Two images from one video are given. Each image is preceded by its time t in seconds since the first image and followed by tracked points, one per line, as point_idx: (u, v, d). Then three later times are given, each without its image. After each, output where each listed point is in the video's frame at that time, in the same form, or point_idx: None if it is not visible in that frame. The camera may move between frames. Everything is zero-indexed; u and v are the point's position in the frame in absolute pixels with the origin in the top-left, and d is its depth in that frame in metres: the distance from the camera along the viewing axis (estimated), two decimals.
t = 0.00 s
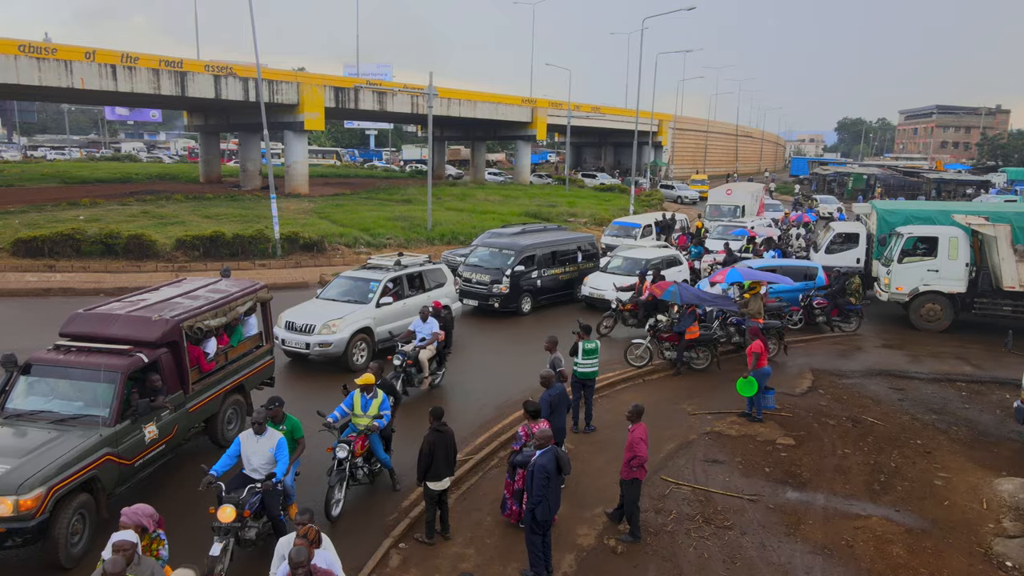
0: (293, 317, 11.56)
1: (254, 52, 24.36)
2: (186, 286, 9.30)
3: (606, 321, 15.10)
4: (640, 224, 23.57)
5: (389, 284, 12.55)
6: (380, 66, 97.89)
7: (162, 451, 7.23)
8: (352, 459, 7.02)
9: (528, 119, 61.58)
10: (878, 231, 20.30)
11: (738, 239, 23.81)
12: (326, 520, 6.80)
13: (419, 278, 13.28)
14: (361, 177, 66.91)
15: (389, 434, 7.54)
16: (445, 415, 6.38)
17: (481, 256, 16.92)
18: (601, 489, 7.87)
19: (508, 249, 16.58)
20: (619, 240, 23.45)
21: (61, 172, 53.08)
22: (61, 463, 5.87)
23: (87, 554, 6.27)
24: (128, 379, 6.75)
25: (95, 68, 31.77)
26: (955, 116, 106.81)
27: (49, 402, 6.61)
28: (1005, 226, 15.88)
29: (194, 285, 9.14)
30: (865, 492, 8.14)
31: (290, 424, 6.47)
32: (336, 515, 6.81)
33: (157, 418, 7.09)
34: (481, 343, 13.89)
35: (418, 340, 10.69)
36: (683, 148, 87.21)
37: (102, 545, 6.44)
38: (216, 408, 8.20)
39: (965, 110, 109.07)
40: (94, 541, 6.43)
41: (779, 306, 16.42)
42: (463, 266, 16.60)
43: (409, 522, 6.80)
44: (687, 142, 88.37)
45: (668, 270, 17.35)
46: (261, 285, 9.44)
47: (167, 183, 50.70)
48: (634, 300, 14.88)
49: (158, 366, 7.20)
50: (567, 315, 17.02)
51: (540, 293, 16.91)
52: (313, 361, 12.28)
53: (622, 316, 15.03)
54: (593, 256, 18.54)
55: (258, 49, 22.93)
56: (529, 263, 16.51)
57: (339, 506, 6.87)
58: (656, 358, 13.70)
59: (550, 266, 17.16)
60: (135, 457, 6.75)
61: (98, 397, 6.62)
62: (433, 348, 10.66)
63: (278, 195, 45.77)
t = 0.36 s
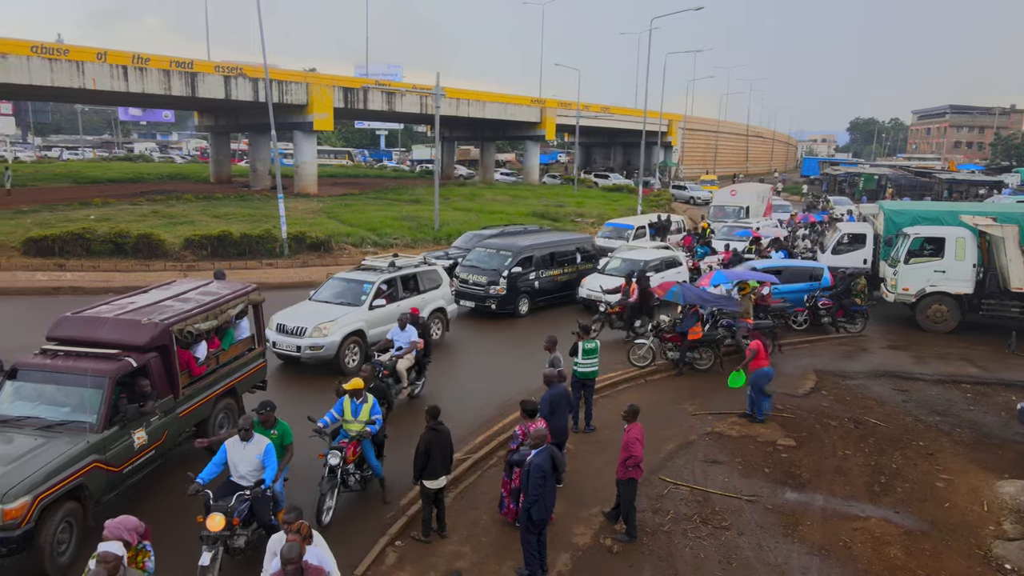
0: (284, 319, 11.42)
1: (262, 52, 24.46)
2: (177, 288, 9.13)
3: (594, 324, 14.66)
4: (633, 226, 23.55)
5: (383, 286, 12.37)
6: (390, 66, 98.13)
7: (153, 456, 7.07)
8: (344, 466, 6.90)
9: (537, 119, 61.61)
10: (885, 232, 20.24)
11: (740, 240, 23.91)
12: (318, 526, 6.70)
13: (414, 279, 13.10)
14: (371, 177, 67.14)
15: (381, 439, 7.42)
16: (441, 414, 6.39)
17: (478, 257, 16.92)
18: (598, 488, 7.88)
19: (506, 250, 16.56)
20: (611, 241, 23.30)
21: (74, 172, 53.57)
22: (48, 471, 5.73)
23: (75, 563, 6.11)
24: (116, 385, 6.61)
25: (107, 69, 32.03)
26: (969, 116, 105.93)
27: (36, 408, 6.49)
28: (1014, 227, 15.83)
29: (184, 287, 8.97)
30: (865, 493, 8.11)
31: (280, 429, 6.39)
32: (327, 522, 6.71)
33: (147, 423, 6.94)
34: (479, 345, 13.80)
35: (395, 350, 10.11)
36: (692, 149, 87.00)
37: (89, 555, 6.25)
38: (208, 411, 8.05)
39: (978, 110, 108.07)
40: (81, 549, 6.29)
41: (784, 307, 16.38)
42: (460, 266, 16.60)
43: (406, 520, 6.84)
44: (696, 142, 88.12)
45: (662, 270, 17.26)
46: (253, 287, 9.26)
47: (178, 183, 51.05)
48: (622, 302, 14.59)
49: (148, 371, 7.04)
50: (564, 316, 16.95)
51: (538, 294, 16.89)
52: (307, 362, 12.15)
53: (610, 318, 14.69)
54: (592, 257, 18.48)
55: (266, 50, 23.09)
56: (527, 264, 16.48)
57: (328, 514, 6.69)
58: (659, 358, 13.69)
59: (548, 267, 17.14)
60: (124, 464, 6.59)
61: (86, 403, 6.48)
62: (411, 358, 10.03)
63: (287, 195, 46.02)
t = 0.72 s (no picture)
0: (278, 321, 11.39)
1: (269, 53, 24.55)
2: (171, 289, 9.05)
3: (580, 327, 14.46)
4: (624, 227, 23.46)
5: (378, 287, 12.30)
6: (400, 66, 98.24)
7: (147, 460, 6.95)
8: (337, 472, 6.80)
9: (545, 119, 61.59)
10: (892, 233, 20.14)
11: (743, 240, 23.80)
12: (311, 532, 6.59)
13: (411, 281, 13.01)
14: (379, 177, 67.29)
15: (374, 445, 7.34)
16: (439, 414, 6.39)
17: (475, 259, 16.89)
18: (596, 488, 7.88)
19: (503, 252, 16.52)
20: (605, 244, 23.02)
21: (85, 172, 53.98)
22: (39, 475, 5.61)
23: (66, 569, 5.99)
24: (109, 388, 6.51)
25: (117, 70, 32.27)
26: (981, 116, 104.93)
27: (27, 411, 6.37)
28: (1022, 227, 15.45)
29: (178, 289, 8.87)
30: (866, 495, 8.07)
31: (271, 433, 6.31)
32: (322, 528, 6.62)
33: (142, 427, 6.82)
34: (477, 347, 13.73)
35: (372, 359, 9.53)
36: (701, 148, 86.74)
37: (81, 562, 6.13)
38: (203, 415, 7.94)
39: (991, 110, 107.07)
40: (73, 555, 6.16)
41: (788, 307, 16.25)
42: (458, 268, 16.60)
43: (404, 519, 6.87)
44: (705, 142, 87.83)
45: (660, 272, 17.25)
46: (248, 289, 9.17)
47: (188, 183, 51.36)
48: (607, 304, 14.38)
49: (141, 374, 6.94)
50: (564, 318, 16.92)
51: (536, 296, 16.83)
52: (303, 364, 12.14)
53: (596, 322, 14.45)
54: (592, 258, 18.40)
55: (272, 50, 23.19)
56: (524, 265, 16.42)
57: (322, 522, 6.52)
58: (663, 359, 13.69)
59: (547, 269, 17.05)
60: (117, 468, 6.46)
61: (78, 406, 6.37)
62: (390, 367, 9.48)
63: (296, 195, 46.21)
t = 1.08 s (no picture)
0: (273, 323, 11.36)
1: (279, 53, 24.64)
2: (169, 291, 9.07)
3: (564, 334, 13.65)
4: (613, 228, 23.09)
5: (375, 289, 12.28)
6: (410, 66, 98.37)
7: (141, 463, 6.97)
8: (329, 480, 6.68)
9: (555, 119, 61.53)
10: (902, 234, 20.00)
11: (746, 242, 23.63)
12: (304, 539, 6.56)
13: (408, 282, 12.98)
14: (389, 177, 67.39)
15: (367, 452, 7.23)
16: (438, 413, 6.41)
17: (473, 259, 16.83)
18: (596, 488, 7.88)
19: (502, 252, 16.43)
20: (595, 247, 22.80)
21: (99, 172, 54.42)
22: (33, 478, 5.63)
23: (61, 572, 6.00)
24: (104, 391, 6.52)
25: (129, 71, 32.55)
26: (997, 116, 103.82)
27: (23, 414, 6.39)
28: None
29: (176, 291, 8.90)
30: (869, 497, 8.02)
31: (261, 438, 6.27)
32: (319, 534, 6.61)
33: (138, 429, 6.85)
34: (476, 349, 13.72)
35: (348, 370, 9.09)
36: (712, 149, 86.35)
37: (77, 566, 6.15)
38: (199, 417, 7.97)
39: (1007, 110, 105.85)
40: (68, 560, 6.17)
41: (795, 308, 16.13)
42: (456, 269, 16.57)
43: (403, 518, 6.89)
44: (716, 142, 87.43)
45: (660, 275, 17.21)
46: (246, 291, 9.19)
47: (199, 183, 51.66)
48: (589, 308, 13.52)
49: (137, 376, 6.95)
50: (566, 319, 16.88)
51: (535, 298, 16.77)
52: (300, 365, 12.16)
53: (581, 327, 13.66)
54: (592, 259, 18.31)
55: (281, 50, 23.30)
56: (523, 267, 16.34)
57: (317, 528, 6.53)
58: (667, 360, 13.66)
59: (545, 270, 16.95)
60: (112, 471, 6.48)
61: (73, 409, 6.40)
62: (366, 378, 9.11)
63: (306, 195, 46.40)
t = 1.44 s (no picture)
0: (270, 325, 11.28)
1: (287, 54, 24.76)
2: (171, 292, 9.11)
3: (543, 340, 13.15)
4: (598, 230, 22.82)
5: (372, 290, 12.28)
6: (421, 66, 98.55)
7: (140, 465, 7.03)
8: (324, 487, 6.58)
9: (565, 120, 61.48)
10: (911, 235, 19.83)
11: (749, 244, 23.51)
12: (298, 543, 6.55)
13: (406, 284, 13.00)
14: (399, 178, 67.52)
15: (363, 459, 7.13)
16: (439, 413, 6.43)
17: (473, 261, 16.84)
18: (597, 489, 7.89)
19: (502, 253, 16.42)
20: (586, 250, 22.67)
21: (111, 172, 54.83)
22: (29, 482, 5.68)
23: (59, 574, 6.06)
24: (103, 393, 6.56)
25: (141, 72, 32.81)
26: (1011, 115, 102.81)
27: (21, 416, 6.44)
28: None
29: (177, 292, 8.94)
30: (872, 499, 7.98)
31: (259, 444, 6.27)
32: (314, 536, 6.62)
33: (136, 432, 6.90)
34: (477, 351, 13.73)
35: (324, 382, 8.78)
36: (722, 149, 86.01)
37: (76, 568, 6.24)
38: (199, 419, 8.02)
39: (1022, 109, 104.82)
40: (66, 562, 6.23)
41: (801, 309, 16.04)
42: (456, 270, 16.60)
43: (404, 518, 6.92)
44: (727, 142, 87.07)
45: (659, 277, 17.16)
46: (247, 292, 9.23)
47: (210, 183, 51.95)
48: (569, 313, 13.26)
49: (136, 378, 6.99)
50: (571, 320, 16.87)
51: (535, 299, 16.76)
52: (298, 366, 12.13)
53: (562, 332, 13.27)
54: (593, 260, 18.27)
55: (290, 51, 23.42)
56: (523, 268, 16.32)
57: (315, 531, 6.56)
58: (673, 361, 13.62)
59: (546, 271, 16.93)
60: (110, 474, 6.53)
61: (71, 411, 6.44)
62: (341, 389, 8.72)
63: (316, 195, 46.58)
